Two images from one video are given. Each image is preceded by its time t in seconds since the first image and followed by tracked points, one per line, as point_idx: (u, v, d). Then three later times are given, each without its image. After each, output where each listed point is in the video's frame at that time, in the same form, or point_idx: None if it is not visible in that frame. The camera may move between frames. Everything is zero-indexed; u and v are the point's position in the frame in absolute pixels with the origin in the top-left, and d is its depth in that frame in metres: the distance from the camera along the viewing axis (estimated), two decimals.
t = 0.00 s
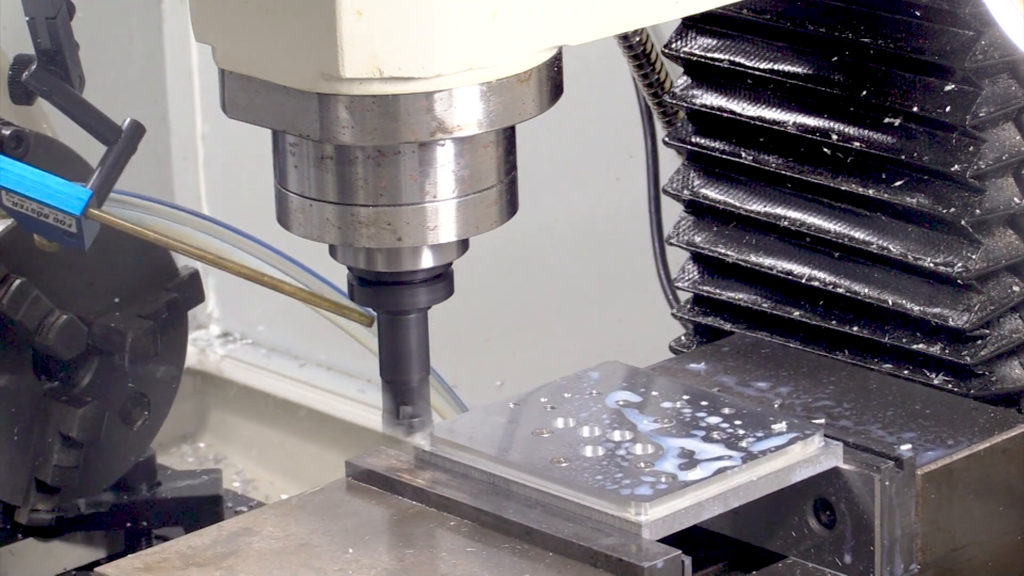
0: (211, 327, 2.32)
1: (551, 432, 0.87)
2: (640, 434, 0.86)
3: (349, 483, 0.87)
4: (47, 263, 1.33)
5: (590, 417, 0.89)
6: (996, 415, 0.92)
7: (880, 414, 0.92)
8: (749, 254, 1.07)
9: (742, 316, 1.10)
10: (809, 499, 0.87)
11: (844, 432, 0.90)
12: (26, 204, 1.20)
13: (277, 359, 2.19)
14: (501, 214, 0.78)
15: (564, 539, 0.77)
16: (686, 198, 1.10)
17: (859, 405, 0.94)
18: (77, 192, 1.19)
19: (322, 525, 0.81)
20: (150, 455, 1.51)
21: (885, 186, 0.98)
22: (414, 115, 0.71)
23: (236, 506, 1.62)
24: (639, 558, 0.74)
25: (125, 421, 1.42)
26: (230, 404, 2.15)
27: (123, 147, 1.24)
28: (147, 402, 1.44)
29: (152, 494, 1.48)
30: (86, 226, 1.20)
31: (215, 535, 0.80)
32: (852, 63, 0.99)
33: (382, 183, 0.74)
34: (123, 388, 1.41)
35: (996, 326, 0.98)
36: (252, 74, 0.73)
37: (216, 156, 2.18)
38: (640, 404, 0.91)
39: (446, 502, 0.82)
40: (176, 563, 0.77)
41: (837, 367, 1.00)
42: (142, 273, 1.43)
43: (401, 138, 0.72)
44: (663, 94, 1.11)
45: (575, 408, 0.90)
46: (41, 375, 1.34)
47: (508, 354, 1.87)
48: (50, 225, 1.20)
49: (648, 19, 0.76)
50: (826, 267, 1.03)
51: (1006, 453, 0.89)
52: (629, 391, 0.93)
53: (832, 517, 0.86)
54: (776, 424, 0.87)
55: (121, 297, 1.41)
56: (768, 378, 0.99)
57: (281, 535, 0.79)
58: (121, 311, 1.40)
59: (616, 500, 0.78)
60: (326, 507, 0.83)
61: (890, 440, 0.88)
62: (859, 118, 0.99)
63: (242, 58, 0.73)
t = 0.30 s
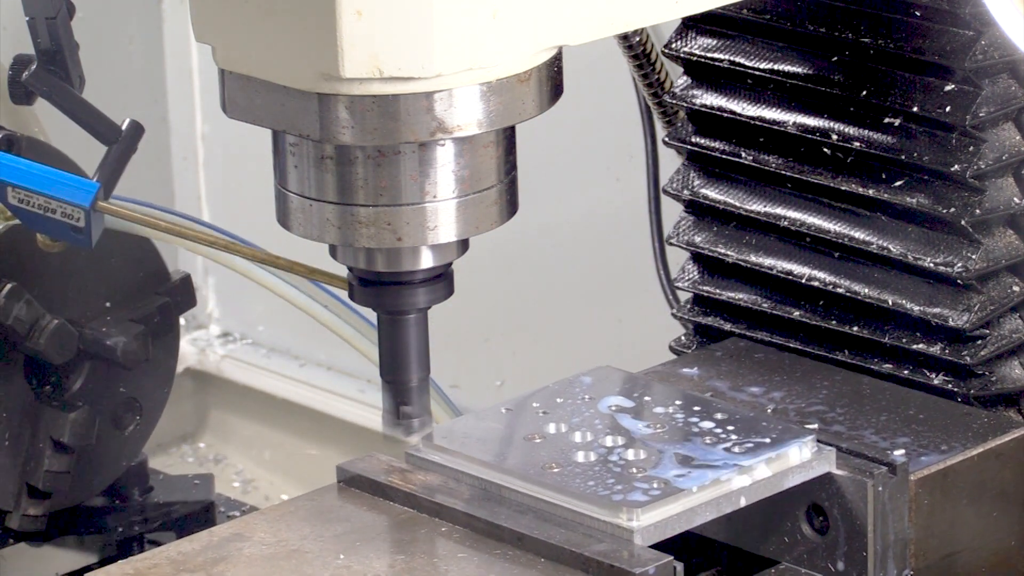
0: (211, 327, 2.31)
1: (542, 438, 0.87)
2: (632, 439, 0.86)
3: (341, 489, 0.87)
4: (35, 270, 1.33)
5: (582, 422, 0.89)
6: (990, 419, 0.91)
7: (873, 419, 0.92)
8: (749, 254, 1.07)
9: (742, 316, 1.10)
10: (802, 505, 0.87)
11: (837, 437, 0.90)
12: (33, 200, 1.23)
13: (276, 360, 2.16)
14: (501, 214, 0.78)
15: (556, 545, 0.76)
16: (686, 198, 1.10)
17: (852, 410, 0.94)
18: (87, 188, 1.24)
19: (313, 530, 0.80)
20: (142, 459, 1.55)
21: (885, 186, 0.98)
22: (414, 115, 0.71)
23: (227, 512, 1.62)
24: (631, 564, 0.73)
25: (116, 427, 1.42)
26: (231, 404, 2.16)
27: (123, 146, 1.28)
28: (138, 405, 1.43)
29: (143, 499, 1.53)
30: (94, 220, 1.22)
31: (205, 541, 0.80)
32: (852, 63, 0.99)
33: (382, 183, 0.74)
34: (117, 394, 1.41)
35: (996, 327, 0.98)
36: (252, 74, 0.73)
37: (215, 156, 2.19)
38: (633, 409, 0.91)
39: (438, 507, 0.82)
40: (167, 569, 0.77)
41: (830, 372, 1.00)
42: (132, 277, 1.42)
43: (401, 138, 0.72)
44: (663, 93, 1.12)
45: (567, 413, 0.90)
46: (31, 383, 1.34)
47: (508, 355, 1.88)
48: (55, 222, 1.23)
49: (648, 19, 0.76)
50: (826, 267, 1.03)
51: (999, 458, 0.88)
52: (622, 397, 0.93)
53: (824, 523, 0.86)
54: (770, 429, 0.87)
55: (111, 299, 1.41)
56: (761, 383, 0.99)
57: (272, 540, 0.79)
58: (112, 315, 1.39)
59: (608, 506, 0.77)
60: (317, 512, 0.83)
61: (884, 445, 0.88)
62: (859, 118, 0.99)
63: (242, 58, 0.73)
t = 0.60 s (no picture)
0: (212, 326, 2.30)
1: (532, 442, 0.86)
2: (622, 444, 0.85)
3: (330, 493, 0.86)
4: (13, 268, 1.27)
5: (571, 427, 0.88)
6: (981, 424, 0.92)
7: (864, 424, 0.92)
8: (749, 254, 1.07)
9: (742, 316, 1.09)
10: (792, 510, 0.86)
11: (829, 442, 0.90)
12: (36, 196, 1.17)
13: (277, 359, 2.17)
14: (501, 214, 0.78)
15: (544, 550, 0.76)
16: (686, 198, 1.10)
17: (843, 416, 0.94)
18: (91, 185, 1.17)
19: (301, 534, 0.80)
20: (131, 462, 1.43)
21: (885, 186, 0.98)
22: (415, 115, 0.71)
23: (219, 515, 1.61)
24: (620, 570, 0.73)
25: (106, 432, 1.33)
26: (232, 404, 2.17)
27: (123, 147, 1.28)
28: (128, 409, 1.35)
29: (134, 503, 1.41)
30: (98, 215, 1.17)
31: (194, 545, 0.79)
32: (852, 63, 0.99)
33: (382, 183, 0.74)
34: (106, 397, 1.33)
35: (996, 327, 0.98)
36: (252, 74, 0.73)
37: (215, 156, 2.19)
38: (622, 413, 0.90)
39: (427, 512, 0.81)
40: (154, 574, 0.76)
41: (821, 377, 1.00)
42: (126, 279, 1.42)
43: (402, 138, 0.72)
44: (663, 94, 1.12)
45: (557, 417, 0.90)
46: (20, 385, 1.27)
47: (508, 355, 1.88)
48: (59, 220, 1.17)
49: (649, 19, 0.76)
50: (826, 267, 1.03)
51: (990, 462, 0.89)
52: (611, 400, 0.92)
53: (815, 528, 0.86)
54: (761, 433, 0.86)
55: (102, 305, 1.33)
56: (753, 388, 0.99)
57: (261, 545, 0.79)
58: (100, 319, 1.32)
59: (597, 511, 0.77)
60: (306, 516, 0.82)
61: (875, 451, 0.88)
62: (859, 118, 0.99)
63: (242, 58, 0.73)
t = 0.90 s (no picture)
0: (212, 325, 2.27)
1: (521, 447, 0.86)
2: (610, 449, 0.85)
3: (318, 498, 0.86)
4: (10, 270, 1.27)
5: (560, 432, 0.88)
6: (971, 429, 0.91)
7: (854, 429, 0.92)
8: (749, 254, 1.07)
9: (741, 316, 1.09)
10: (781, 515, 0.86)
11: (818, 447, 0.89)
12: (43, 192, 1.20)
13: (278, 359, 2.15)
14: (501, 214, 0.78)
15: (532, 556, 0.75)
16: (686, 198, 1.10)
17: (833, 421, 0.94)
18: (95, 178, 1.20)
19: (290, 539, 0.79)
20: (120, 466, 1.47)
21: (886, 186, 0.98)
22: (415, 115, 0.71)
23: (208, 519, 1.60)
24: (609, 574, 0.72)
25: (94, 435, 1.34)
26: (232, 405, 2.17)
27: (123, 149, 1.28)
28: (117, 413, 1.36)
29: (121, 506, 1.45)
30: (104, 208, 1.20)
31: (182, 550, 0.79)
32: (852, 62, 0.99)
33: (382, 184, 0.74)
34: (94, 399, 1.34)
35: (996, 327, 0.98)
36: (252, 74, 0.73)
37: (215, 157, 2.20)
38: (611, 417, 0.90)
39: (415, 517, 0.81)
40: None
41: (812, 382, 1.00)
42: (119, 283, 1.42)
43: (402, 138, 0.72)
44: (663, 94, 1.12)
45: (546, 421, 0.90)
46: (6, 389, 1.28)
47: (507, 355, 1.88)
48: (65, 215, 1.20)
49: (649, 19, 0.76)
50: (826, 267, 1.03)
51: (982, 467, 0.88)
52: (600, 405, 0.92)
53: (804, 532, 0.86)
54: (748, 438, 0.86)
55: (90, 309, 1.34)
56: (743, 393, 0.99)
57: (249, 550, 0.78)
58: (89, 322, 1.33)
59: (585, 516, 0.76)
60: (295, 521, 0.82)
61: (865, 455, 0.88)
62: (859, 118, 0.99)
63: (242, 57, 0.73)
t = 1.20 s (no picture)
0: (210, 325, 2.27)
1: (509, 452, 0.86)
2: (599, 454, 0.85)
3: (305, 502, 0.85)
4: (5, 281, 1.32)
5: (548, 436, 0.87)
6: (961, 434, 0.91)
7: (843, 434, 0.92)
8: (749, 254, 1.07)
9: (740, 316, 1.09)
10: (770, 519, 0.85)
11: (807, 451, 0.89)
12: (44, 192, 1.24)
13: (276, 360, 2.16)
14: (501, 214, 0.78)
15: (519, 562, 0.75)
16: (686, 198, 1.10)
17: (822, 425, 0.93)
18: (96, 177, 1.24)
19: (277, 544, 0.79)
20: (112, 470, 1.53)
21: (886, 186, 0.98)
22: (415, 115, 0.71)
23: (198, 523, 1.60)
24: None
25: (82, 440, 1.38)
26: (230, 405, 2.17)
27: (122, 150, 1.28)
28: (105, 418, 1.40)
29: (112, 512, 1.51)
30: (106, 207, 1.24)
31: (170, 555, 0.79)
32: (852, 62, 0.99)
33: (382, 183, 0.74)
34: (81, 406, 1.37)
35: (996, 327, 0.98)
36: (252, 74, 0.73)
37: (215, 156, 2.21)
38: (600, 422, 0.90)
39: (402, 522, 0.80)
40: None
41: (801, 386, 1.00)
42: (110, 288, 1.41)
43: (402, 138, 0.72)
44: (663, 93, 1.12)
45: (535, 425, 0.89)
46: None
47: (507, 355, 1.88)
48: (66, 213, 1.25)
49: (650, 19, 0.76)
50: (826, 267, 1.03)
51: (971, 472, 0.88)
52: (589, 409, 0.92)
53: (793, 536, 0.85)
54: (736, 443, 0.86)
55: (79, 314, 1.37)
56: (732, 397, 0.98)
57: (236, 556, 0.78)
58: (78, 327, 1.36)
59: (573, 521, 0.76)
60: (282, 526, 0.81)
61: (854, 460, 0.87)
62: (859, 118, 0.99)
63: (241, 58, 0.73)
